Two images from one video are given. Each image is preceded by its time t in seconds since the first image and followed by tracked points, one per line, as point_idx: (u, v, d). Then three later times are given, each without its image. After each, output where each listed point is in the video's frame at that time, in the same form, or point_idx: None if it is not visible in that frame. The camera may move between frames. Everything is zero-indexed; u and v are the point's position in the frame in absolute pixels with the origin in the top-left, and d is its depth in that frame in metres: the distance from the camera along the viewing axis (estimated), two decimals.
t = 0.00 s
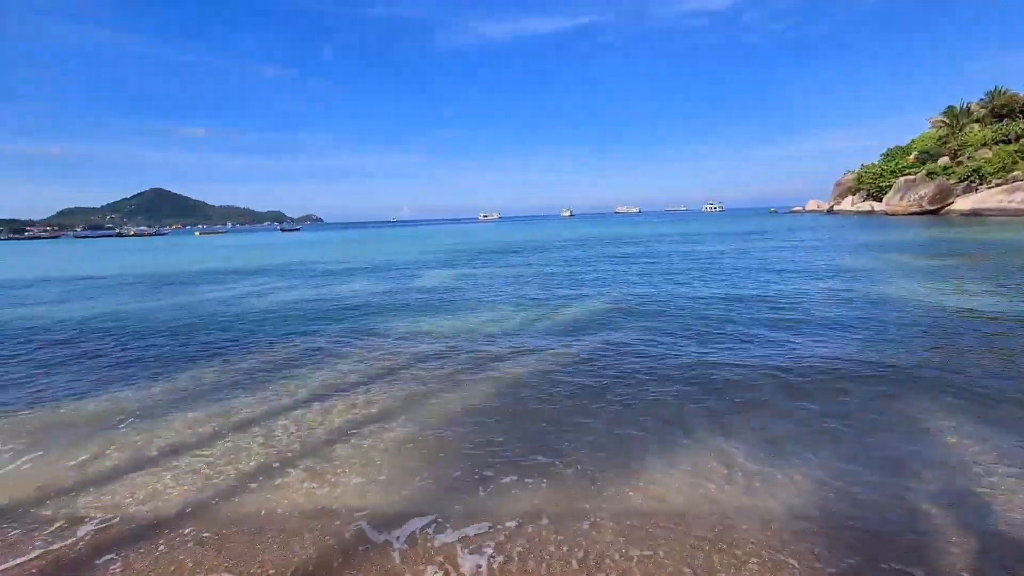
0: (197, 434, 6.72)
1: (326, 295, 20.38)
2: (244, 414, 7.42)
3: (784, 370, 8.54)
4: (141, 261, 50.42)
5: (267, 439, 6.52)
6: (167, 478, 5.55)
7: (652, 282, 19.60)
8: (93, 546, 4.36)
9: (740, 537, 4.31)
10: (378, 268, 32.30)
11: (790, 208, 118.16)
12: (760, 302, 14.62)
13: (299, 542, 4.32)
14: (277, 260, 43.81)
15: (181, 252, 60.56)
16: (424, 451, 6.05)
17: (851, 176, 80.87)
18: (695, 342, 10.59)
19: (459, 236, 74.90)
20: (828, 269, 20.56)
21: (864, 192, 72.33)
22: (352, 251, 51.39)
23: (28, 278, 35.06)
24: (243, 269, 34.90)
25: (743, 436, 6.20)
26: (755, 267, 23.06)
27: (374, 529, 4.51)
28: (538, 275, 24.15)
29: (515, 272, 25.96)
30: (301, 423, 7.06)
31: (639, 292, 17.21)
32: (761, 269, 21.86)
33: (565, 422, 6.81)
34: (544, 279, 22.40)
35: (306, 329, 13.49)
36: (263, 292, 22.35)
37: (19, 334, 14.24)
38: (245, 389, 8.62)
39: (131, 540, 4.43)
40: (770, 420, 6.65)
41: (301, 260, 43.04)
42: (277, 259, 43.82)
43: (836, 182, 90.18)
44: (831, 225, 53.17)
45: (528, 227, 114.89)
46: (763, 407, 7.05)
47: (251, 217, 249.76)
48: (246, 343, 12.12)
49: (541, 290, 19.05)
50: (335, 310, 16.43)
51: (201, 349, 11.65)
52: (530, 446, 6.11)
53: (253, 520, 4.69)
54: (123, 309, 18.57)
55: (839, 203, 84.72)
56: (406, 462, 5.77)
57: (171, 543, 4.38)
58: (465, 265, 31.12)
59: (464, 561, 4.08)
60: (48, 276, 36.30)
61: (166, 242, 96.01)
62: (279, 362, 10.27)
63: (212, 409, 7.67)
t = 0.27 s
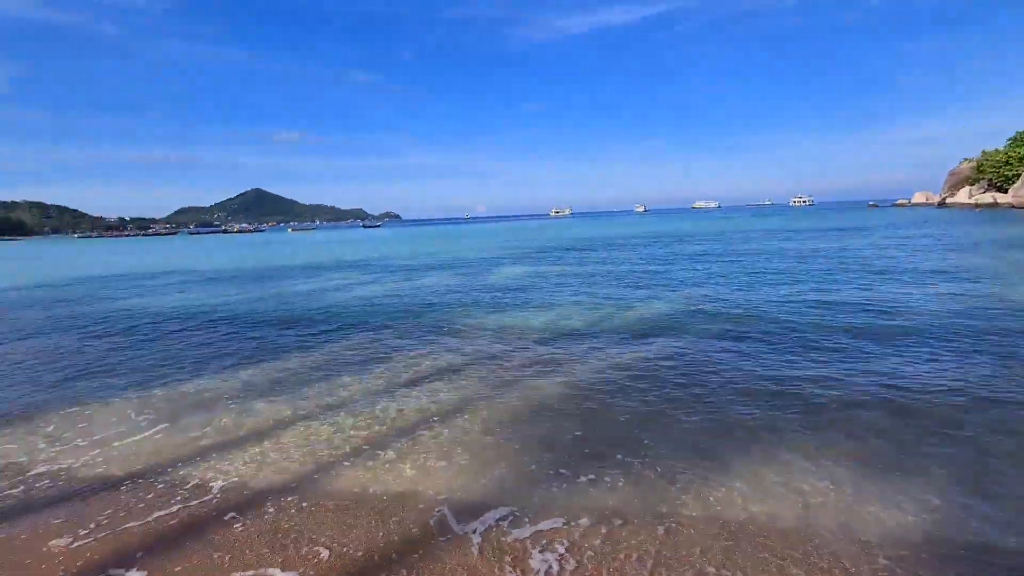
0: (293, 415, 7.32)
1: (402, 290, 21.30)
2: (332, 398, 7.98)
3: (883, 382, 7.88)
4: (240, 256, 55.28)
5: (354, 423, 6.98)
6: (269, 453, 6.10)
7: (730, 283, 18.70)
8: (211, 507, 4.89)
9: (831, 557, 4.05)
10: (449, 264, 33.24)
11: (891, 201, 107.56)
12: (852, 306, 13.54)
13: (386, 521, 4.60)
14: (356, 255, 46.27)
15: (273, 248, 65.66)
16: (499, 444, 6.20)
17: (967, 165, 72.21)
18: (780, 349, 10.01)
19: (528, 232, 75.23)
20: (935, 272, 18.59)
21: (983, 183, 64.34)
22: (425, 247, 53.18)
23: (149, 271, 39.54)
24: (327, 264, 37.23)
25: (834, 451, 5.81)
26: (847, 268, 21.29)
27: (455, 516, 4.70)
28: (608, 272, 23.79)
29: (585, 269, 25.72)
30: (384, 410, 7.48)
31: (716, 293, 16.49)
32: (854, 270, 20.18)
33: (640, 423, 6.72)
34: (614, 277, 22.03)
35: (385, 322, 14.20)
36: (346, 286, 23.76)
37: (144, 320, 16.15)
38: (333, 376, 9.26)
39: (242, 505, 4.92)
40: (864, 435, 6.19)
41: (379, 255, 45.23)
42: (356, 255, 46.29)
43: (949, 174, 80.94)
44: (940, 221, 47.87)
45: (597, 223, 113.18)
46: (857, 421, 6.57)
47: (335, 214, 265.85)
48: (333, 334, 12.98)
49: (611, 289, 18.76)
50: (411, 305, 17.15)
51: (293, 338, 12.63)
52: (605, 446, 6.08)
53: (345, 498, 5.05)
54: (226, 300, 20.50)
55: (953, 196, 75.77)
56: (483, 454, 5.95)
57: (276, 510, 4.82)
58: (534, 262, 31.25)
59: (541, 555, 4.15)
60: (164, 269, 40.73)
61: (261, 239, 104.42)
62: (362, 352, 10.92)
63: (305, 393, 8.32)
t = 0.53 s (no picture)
0: (381, 400, 7.78)
1: (481, 286, 21.85)
2: (417, 388, 8.40)
3: (1018, 413, 6.94)
4: (333, 250, 59.33)
5: (436, 412, 7.30)
6: (361, 433, 6.53)
7: (828, 291, 17.26)
8: (312, 478, 5.34)
9: None
10: (527, 262, 33.58)
11: None
12: (977, 323, 12.02)
13: (469, 509, 4.77)
14: (439, 251, 48.09)
15: (361, 243, 69.84)
16: (578, 443, 6.22)
17: None
18: (889, 368, 9.10)
19: (607, 231, 74.07)
20: None
21: None
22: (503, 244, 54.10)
23: (256, 262, 43.57)
24: (411, 260, 39.06)
25: (955, 485, 5.21)
26: (972, 278, 18.89)
27: (534, 511, 4.79)
28: (690, 275, 22.88)
29: (666, 271, 24.90)
30: (464, 402, 7.74)
31: (811, 302, 15.29)
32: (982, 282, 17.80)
33: (725, 435, 6.41)
34: (697, 280, 21.13)
35: (465, 318, 14.63)
36: (427, 281, 24.73)
37: (252, 307, 17.85)
38: (416, 366, 9.70)
39: (339, 479, 5.33)
40: (992, 471, 5.51)
41: (459, 252, 46.64)
42: (438, 251, 48.11)
43: None
44: None
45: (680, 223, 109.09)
46: (978, 453, 5.88)
47: (419, 211, 276.96)
48: (416, 326, 13.59)
49: (694, 292, 18.03)
50: (489, 301, 17.51)
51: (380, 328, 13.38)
52: (688, 455, 5.89)
53: (430, 482, 5.31)
54: (322, 291, 22.11)
55: None
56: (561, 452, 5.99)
57: (369, 487, 5.17)
58: (613, 262, 30.74)
59: (622, 559, 4.11)
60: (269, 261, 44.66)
61: (353, 234, 111.36)
62: (443, 345, 11.33)
63: (391, 380, 8.80)
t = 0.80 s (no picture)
0: (454, 390, 8.08)
1: (552, 285, 21.94)
2: (486, 380, 8.66)
3: None
4: (413, 244, 61.95)
5: (504, 405, 7.49)
6: (436, 420, 6.83)
7: (936, 306, 15.61)
8: (392, 457, 5.68)
9: None
10: (600, 262, 33.21)
11: None
12: None
13: (538, 502, 4.86)
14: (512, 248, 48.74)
15: (438, 239, 72.35)
16: (645, 446, 6.14)
17: None
18: (1011, 397, 8.08)
19: (686, 233, 71.23)
20: None
21: None
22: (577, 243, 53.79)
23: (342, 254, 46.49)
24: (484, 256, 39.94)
25: None
26: None
27: (603, 510, 4.78)
28: (775, 282, 21.55)
29: (748, 276, 23.62)
30: (534, 397, 7.86)
31: (915, 318, 13.92)
32: None
33: (810, 453, 6.02)
34: (783, 288, 19.85)
35: (536, 315, 14.76)
36: (500, 278, 25.17)
37: (339, 296, 19.11)
38: (488, 360, 9.96)
39: (415, 460, 5.63)
40: None
41: (532, 249, 47.02)
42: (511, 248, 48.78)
43: None
44: None
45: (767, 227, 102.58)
46: None
47: (496, 209, 281.70)
48: (489, 321, 13.92)
49: (778, 301, 17.00)
50: (560, 300, 17.54)
51: (455, 322, 13.84)
52: (766, 470, 5.61)
53: (501, 472, 5.46)
54: (401, 283, 23.20)
55: None
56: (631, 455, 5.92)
57: (443, 471, 5.41)
58: (691, 265, 29.62)
59: (693, 568, 4.01)
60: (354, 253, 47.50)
61: (431, 229, 115.56)
62: (514, 342, 11.52)
63: (464, 372, 9.11)
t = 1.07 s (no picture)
0: (512, 384, 8.24)
1: (613, 284, 21.67)
2: (545, 376, 8.75)
3: None
4: (476, 241, 63.15)
5: (563, 402, 7.54)
6: (495, 412, 7.00)
7: None
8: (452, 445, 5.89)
9: None
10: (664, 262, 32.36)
11: None
12: None
13: (595, 497, 4.89)
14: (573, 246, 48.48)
15: (500, 236, 73.29)
16: (707, 451, 6.00)
17: None
18: None
19: (758, 233, 67.71)
20: None
21: None
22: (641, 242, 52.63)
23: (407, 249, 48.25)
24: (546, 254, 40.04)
25: None
26: None
27: (661, 510, 4.74)
28: (858, 287, 20.07)
29: (827, 280, 22.16)
30: (591, 396, 7.85)
31: None
32: None
33: (890, 470, 5.63)
34: (867, 294, 18.46)
35: (595, 315, 14.68)
36: (560, 276, 25.16)
37: (403, 290, 19.88)
38: (546, 357, 10.05)
39: (475, 450, 5.80)
40: None
41: (593, 247, 46.56)
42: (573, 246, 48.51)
43: None
44: None
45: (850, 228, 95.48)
46: None
47: (558, 207, 280.61)
48: (547, 319, 14.01)
49: (860, 308, 15.85)
50: (619, 300, 17.33)
51: (514, 318, 14.04)
52: (839, 484, 5.31)
53: (558, 466, 5.53)
54: (462, 279, 23.77)
55: None
56: (691, 458, 5.80)
57: (502, 461, 5.54)
58: (763, 266, 28.16)
59: (756, 575, 3.90)
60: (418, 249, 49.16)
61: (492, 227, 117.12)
62: (573, 340, 11.54)
63: (523, 367, 9.25)
